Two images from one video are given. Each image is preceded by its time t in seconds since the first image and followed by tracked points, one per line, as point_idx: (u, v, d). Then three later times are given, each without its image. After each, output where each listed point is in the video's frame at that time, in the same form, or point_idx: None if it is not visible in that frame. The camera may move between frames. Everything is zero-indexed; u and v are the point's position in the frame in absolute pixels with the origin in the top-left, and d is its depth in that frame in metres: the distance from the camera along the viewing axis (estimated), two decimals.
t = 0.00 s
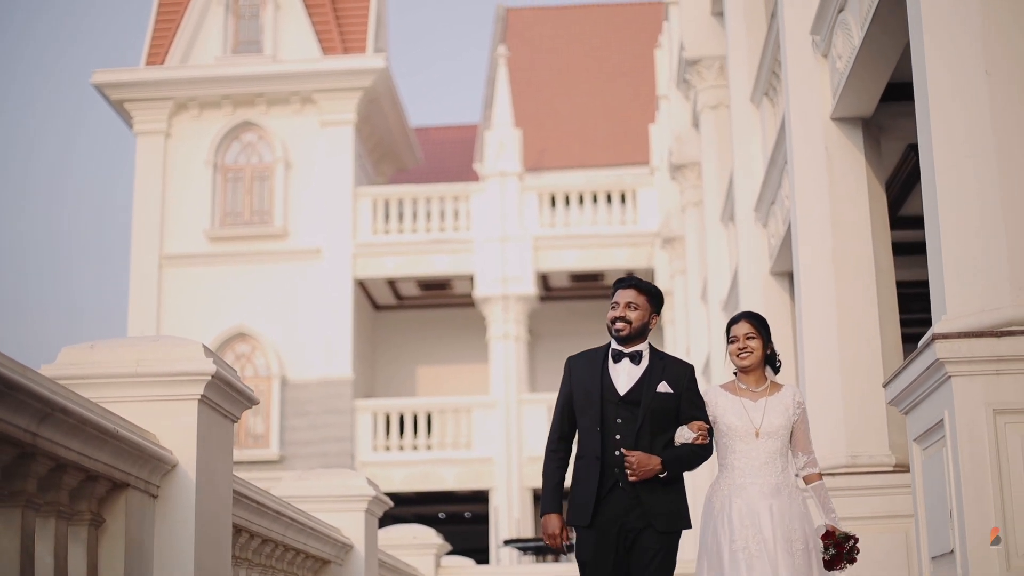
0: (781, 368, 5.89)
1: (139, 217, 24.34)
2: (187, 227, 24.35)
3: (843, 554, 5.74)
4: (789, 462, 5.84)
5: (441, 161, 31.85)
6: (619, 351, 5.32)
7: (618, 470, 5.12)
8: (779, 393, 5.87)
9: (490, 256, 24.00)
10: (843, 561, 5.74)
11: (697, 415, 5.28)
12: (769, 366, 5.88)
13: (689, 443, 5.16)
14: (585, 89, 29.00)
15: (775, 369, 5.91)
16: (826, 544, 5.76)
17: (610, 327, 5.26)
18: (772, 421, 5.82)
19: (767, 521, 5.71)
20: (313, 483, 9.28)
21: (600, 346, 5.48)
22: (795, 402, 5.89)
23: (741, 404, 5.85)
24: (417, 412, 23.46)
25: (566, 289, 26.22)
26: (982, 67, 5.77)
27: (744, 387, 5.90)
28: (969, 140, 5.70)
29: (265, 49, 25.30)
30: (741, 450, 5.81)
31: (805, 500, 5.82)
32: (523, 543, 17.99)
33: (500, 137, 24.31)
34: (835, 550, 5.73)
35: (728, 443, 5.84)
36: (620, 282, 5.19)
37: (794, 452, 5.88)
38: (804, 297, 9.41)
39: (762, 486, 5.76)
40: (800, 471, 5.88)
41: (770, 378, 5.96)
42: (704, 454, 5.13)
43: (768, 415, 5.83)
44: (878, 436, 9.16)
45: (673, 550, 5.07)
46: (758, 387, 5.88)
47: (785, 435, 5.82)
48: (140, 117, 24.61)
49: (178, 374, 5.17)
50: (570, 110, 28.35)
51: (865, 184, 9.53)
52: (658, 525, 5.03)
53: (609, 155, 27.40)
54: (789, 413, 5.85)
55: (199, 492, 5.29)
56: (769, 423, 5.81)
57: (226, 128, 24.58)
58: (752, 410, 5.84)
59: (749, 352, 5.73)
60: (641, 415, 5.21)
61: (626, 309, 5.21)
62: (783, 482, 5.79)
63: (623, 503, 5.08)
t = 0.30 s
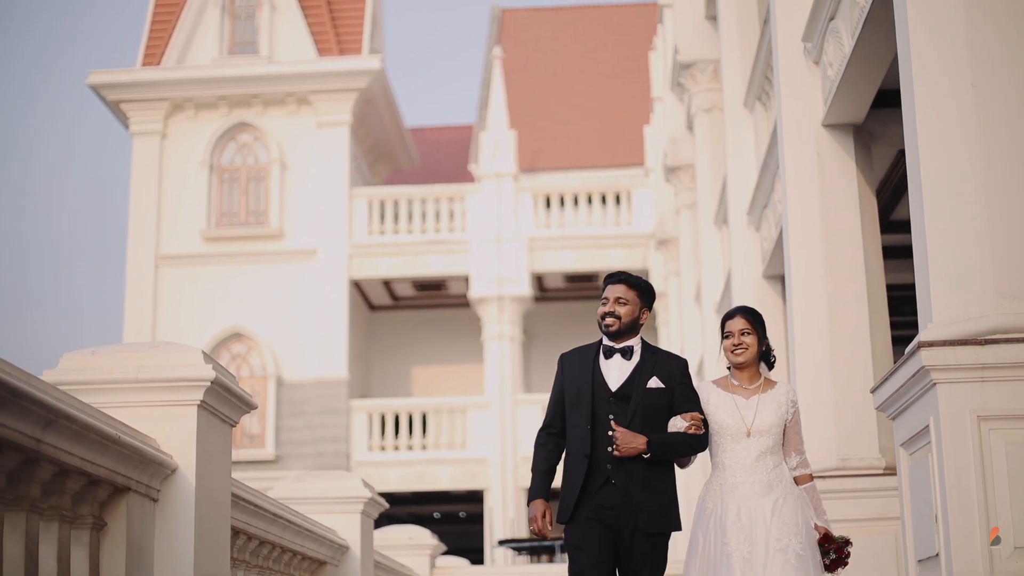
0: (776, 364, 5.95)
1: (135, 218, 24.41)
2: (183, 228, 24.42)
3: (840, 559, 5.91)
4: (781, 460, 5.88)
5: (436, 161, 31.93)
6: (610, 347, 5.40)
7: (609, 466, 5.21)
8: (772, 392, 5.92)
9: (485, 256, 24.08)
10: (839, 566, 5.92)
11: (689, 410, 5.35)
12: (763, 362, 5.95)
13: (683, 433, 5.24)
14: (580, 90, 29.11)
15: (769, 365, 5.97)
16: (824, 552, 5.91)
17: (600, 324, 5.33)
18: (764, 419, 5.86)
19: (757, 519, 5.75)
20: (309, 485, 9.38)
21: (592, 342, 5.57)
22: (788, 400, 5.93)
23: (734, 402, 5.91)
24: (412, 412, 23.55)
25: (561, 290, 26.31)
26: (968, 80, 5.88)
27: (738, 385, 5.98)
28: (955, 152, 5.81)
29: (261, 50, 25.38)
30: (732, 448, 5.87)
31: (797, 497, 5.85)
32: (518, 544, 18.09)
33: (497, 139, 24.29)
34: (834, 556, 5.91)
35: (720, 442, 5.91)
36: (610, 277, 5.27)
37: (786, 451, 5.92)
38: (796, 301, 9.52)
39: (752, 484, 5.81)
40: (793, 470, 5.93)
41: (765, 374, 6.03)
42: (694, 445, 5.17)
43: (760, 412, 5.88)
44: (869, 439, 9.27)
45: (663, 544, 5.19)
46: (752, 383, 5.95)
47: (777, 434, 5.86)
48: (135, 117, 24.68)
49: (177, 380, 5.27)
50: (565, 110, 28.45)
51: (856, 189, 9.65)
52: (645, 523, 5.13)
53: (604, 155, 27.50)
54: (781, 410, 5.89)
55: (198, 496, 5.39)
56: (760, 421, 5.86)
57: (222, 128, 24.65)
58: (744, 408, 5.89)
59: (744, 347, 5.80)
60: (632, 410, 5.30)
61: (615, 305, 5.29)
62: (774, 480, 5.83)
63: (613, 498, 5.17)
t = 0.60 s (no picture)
0: (773, 363, 5.99)
1: (124, 221, 24.43)
2: (172, 231, 24.47)
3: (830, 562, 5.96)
4: (770, 459, 5.93)
5: (425, 165, 32.02)
6: (582, 353, 5.37)
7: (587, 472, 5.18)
8: (765, 390, 5.98)
9: (473, 260, 24.16)
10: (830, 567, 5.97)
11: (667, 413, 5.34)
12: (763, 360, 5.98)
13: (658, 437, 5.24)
14: (568, 95, 29.26)
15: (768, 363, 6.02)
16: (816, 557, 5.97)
17: (570, 330, 5.30)
18: (754, 418, 5.93)
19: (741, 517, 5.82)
20: (299, 490, 9.47)
21: (564, 350, 5.55)
22: (781, 399, 5.98)
23: (725, 400, 6.00)
24: (399, 416, 23.61)
25: (549, 294, 26.41)
26: (948, 94, 6.00)
27: (732, 382, 6.06)
28: (932, 167, 5.95)
29: (251, 54, 25.47)
30: (721, 446, 5.95)
31: (784, 496, 5.90)
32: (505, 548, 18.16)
33: (485, 144, 24.47)
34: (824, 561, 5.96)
35: (710, 439, 5.99)
36: (581, 283, 5.25)
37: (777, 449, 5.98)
38: (781, 309, 9.65)
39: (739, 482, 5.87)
40: (786, 471, 5.98)
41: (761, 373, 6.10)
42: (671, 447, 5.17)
43: (750, 412, 5.94)
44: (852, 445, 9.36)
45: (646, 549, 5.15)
46: (745, 382, 6.03)
47: (766, 433, 5.93)
48: (124, 120, 24.72)
49: (171, 389, 5.37)
50: (553, 114, 28.58)
51: (840, 198, 9.79)
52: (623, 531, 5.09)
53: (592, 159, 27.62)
54: (773, 410, 5.95)
55: (191, 502, 5.46)
56: (750, 420, 5.92)
57: (211, 132, 24.70)
58: (735, 407, 5.97)
59: (739, 343, 5.86)
60: (609, 416, 5.29)
61: (585, 309, 5.27)
62: (761, 479, 5.89)
63: (593, 507, 5.13)
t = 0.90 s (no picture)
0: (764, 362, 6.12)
1: (115, 227, 24.47)
2: (163, 237, 24.52)
3: (811, 542, 5.64)
4: (760, 458, 6.05)
5: (416, 171, 32.12)
6: (552, 350, 5.43)
7: (560, 470, 5.23)
8: (755, 390, 6.10)
9: (464, 266, 24.25)
10: (811, 550, 5.64)
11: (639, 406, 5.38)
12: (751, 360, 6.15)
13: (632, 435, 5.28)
14: (559, 101, 29.38)
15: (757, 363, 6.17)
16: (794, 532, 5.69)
17: (539, 327, 5.36)
18: (742, 418, 6.05)
19: (730, 517, 5.94)
20: (293, 498, 9.57)
21: (533, 350, 5.59)
22: (771, 399, 6.09)
23: (713, 400, 6.12)
24: (390, 421, 23.68)
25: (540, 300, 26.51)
26: (932, 108, 6.11)
27: (721, 383, 6.17)
28: (916, 181, 6.07)
29: (242, 60, 25.54)
30: (710, 446, 6.07)
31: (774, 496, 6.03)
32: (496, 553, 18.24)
33: (476, 150, 24.56)
34: (802, 537, 5.65)
35: (699, 439, 6.10)
36: (548, 280, 5.32)
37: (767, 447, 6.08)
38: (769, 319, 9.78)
39: (729, 483, 5.99)
40: (777, 468, 6.05)
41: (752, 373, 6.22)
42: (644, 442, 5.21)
43: (739, 412, 6.07)
44: (839, 452, 9.47)
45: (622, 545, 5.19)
46: (734, 382, 6.15)
47: (755, 433, 6.05)
48: (115, 126, 24.77)
49: (168, 399, 5.46)
50: (544, 120, 28.68)
51: (828, 209, 9.92)
52: (603, 525, 5.14)
53: (583, 165, 27.73)
54: (762, 410, 6.07)
55: (186, 510, 5.55)
56: (739, 421, 6.04)
57: (203, 137, 24.76)
58: (724, 407, 6.09)
59: (726, 345, 5.98)
60: (581, 411, 5.33)
61: (553, 307, 5.32)
62: (751, 479, 6.01)
63: (565, 504, 5.19)
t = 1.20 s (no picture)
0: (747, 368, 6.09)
1: (110, 233, 24.54)
2: (158, 243, 24.58)
3: (768, 547, 5.57)
4: (745, 466, 6.04)
5: (409, 177, 32.22)
6: (534, 353, 5.49)
7: (535, 476, 5.29)
8: (739, 396, 6.09)
9: (458, 273, 24.33)
10: (767, 556, 5.58)
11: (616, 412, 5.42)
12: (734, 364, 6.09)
13: (609, 443, 5.31)
14: (553, 107, 29.49)
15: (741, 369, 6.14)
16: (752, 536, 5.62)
17: (522, 329, 5.42)
18: (728, 426, 6.03)
19: (716, 526, 5.94)
20: (289, 506, 9.68)
21: (517, 352, 5.66)
22: (755, 405, 6.09)
23: (699, 407, 6.10)
24: (384, 427, 23.75)
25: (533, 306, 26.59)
26: (917, 128, 6.22)
27: (706, 390, 6.13)
28: (904, 201, 6.20)
29: (237, 67, 25.62)
30: (695, 454, 6.06)
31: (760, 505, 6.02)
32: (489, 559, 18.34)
33: (470, 157, 24.67)
34: (760, 542, 5.58)
35: (684, 447, 6.10)
36: (535, 281, 5.37)
37: (751, 455, 6.07)
38: (760, 330, 9.88)
39: (715, 491, 5.98)
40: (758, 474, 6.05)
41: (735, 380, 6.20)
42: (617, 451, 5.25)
43: (724, 419, 6.05)
44: (828, 461, 9.58)
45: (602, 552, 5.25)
46: (718, 389, 6.12)
47: (741, 440, 6.03)
48: (110, 132, 24.82)
49: (166, 410, 5.56)
50: (538, 126, 28.78)
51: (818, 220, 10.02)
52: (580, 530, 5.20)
53: (577, 171, 27.82)
54: (747, 417, 6.06)
55: (183, 520, 5.63)
56: (724, 429, 6.03)
57: (198, 144, 24.83)
58: (709, 414, 6.08)
59: (711, 349, 5.96)
60: (558, 416, 5.37)
61: (538, 309, 5.38)
62: (736, 487, 6.00)
63: (541, 510, 5.24)
